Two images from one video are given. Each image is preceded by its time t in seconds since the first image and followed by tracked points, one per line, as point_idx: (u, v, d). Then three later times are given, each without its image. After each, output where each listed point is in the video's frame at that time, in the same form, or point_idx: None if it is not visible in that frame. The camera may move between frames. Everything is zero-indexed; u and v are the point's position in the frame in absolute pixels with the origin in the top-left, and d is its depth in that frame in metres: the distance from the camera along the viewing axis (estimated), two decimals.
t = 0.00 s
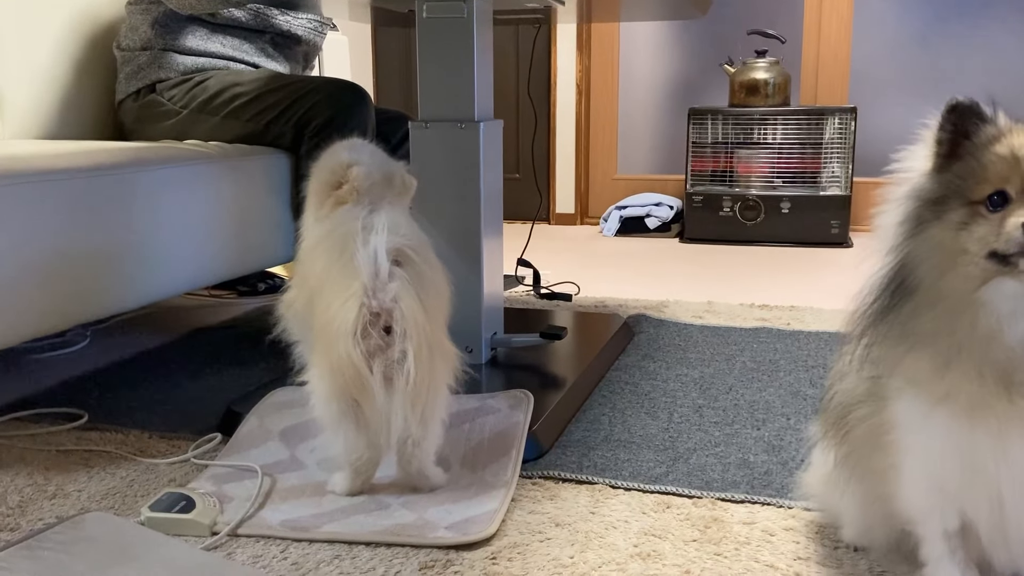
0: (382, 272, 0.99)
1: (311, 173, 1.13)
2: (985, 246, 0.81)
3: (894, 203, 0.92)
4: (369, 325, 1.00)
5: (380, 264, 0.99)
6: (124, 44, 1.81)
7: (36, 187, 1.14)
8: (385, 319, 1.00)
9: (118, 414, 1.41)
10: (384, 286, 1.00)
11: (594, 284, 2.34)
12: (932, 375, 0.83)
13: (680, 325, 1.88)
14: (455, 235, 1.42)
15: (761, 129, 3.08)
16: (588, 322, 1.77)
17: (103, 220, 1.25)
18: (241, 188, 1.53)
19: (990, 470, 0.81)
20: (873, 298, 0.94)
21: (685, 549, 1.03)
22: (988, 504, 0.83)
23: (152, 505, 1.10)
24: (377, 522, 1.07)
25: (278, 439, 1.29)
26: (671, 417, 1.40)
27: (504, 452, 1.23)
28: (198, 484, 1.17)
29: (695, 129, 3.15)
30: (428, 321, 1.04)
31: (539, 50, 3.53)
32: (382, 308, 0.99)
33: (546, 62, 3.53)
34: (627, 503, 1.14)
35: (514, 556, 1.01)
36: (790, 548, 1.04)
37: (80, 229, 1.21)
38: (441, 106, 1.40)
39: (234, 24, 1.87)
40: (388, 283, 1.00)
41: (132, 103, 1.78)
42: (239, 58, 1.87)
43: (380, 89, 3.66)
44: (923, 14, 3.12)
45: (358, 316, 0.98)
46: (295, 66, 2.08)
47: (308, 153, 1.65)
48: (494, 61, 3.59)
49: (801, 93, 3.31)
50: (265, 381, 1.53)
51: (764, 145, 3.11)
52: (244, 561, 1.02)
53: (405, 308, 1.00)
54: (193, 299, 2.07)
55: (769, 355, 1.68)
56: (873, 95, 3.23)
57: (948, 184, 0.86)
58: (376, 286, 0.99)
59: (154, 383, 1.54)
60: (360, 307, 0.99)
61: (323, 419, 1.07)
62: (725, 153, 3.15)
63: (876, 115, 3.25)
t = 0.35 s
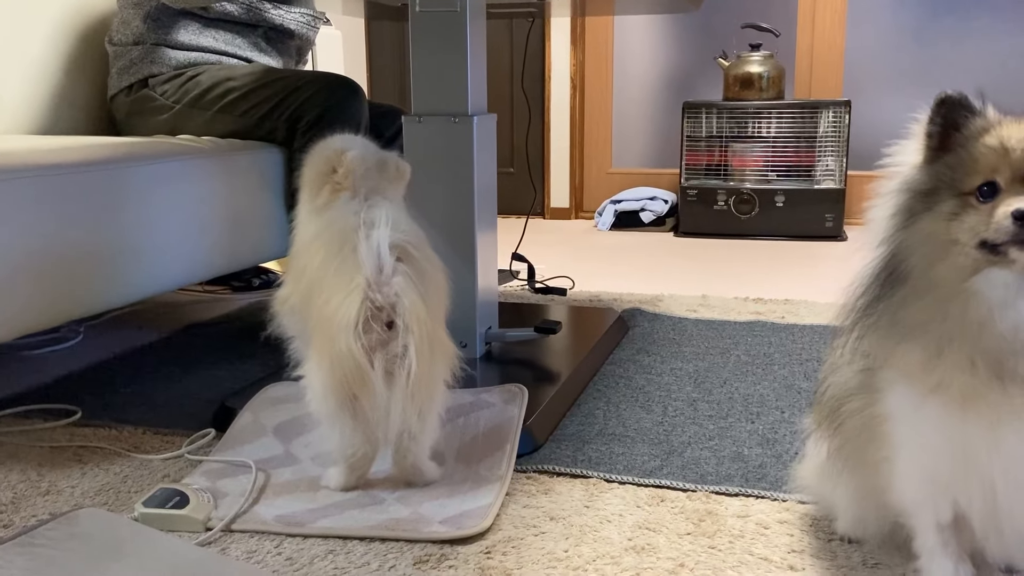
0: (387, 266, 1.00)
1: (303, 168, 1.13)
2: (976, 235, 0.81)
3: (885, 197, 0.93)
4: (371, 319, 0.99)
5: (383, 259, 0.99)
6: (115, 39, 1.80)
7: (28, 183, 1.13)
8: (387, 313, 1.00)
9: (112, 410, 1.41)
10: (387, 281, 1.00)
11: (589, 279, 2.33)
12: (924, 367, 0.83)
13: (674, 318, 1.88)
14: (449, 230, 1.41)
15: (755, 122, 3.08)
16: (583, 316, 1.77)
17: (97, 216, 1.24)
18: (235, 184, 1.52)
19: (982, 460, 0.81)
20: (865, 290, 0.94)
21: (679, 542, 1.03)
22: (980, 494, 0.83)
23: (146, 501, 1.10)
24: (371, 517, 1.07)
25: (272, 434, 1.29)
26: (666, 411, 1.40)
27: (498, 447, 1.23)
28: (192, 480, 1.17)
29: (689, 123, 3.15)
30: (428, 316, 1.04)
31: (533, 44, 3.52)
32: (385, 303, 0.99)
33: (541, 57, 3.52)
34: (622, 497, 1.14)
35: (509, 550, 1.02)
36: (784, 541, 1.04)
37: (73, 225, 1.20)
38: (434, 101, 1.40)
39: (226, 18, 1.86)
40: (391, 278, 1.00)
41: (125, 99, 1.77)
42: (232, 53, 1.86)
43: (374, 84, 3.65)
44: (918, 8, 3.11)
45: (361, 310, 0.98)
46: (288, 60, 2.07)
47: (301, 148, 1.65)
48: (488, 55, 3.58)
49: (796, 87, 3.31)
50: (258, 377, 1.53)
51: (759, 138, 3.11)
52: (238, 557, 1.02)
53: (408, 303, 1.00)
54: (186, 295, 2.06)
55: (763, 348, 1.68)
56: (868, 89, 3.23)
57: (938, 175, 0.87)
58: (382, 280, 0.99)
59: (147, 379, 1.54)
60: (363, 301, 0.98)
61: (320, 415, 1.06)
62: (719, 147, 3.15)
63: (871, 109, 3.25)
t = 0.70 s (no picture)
0: (376, 257, 1.00)
1: (288, 151, 1.11)
2: (960, 228, 0.82)
3: (871, 191, 0.93)
4: (362, 309, 0.99)
5: (372, 250, 1.00)
6: (103, 34, 1.79)
7: (14, 179, 1.12)
8: (378, 303, 1.00)
9: (100, 408, 1.40)
10: (378, 271, 1.00)
11: (579, 273, 2.34)
12: (911, 358, 0.83)
13: (664, 313, 1.89)
14: (438, 225, 1.41)
15: (744, 117, 3.09)
16: (573, 311, 1.77)
17: (84, 213, 1.24)
18: (224, 179, 1.52)
19: (968, 451, 0.81)
20: (852, 282, 0.95)
21: (668, 535, 1.04)
22: (967, 485, 0.83)
23: (135, 498, 1.09)
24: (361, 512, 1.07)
25: (262, 430, 1.29)
26: (655, 405, 1.40)
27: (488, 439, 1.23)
28: (181, 477, 1.17)
29: (679, 117, 3.15)
30: (418, 307, 1.04)
31: (523, 40, 3.51)
32: (376, 293, 0.99)
33: (530, 52, 3.51)
34: (612, 490, 1.14)
35: (498, 545, 1.02)
36: (773, 533, 1.04)
37: (61, 222, 1.20)
38: (422, 96, 1.39)
39: (213, 13, 1.85)
40: (381, 268, 1.00)
41: (112, 95, 1.76)
42: (219, 48, 1.86)
43: (364, 79, 3.64)
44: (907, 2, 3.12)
45: (352, 301, 0.98)
46: (276, 56, 2.07)
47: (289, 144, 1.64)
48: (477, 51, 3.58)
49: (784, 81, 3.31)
50: (247, 373, 1.53)
51: (748, 133, 3.11)
52: (228, 553, 1.02)
53: (398, 293, 1.00)
54: (175, 292, 2.06)
55: (752, 342, 1.68)
56: (858, 83, 3.24)
57: (923, 168, 0.87)
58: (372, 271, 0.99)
59: (136, 376, 1.53)
60: (353, 292, 0.98)
61: (310, 406, 1.06)
62: (708, 141, 3.15)
63: (861, 104, 3.25)
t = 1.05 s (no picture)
0: (355, 248, 0.99)
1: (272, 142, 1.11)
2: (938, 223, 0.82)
3: (851, 187, 0.94)
4: (343, 300, 1.00)
5: (353, 243, 0.99)
6: (85, 32, 1.78)
7: None
8: (359, 294, 1.00)
9: (85, 407, 1.40)
10: (359, 263, 1.00)
11: (565, 270, 2.34)
12: (891, 352, 0.84)
13: (650, 308, 1.89)
14: (423, 221, 1.41)
15: (730, 113, 3.10)
16: (559, 307, 1.77)
17: (69, 211, 1.23)
18: (209, 175, 1.51)
19: (948, 442, 0.81)
20: (834, 277, 0.95)
21: (654, 529, 1.04)
22: (947, 475, 0.84)
23: (120, 498, 1.09)
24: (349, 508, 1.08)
25: (248, 429, 1.29)
26: (641, 400, 1.41)
27: (477, 432, 1.24)
28: (167, 476, 1.16)
29: (664, 113, 3.16)
30: (400, 299, 1.04)
31: (507, 35, 3.50)
32: (356, 284, 0.99)
33: (515, 48, 3.50)
34: (598, 486, 1.15)
35: (485, 541, 1.02)
36: (758, 526, 1.05)
37: (45, 221, 1.19)
38: (407, 93, 1.40)
39: (197, 11, 1.85)
40: (362, 260, 1.00)
41: (95, 93, 1.75)
42: (203, 46, 1.85)
43: (349, 77, 3.63)
44: None
45: (332, 293, 0.98)
46: (261, 53, 2.07)
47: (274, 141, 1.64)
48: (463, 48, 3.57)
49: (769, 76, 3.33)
50: (233, 371, 1.52)
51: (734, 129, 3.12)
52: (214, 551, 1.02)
53: (379, 284, 1.00)
54: (160, 290, 2.05)
55: (737, 337, 1.69)
56: (843, 80, 3.27)
57: (902, 164, 0.88)
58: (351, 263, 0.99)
59: (121, 376, 1.53)
60: (335, 284, 0.98)
61: (295, 398, 1.07)
62: (694, 138, 3.16)
63: (846, 99, 3.29)
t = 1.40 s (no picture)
0: (336, 243, 1.00)
1: (254, 135, 1.11)
2: (910, 217, 0.83)
3: (825, 182, 0.95)
4: (322, 295, 0.99)
5: (332, 236, 1.00)
6: (60, 29, 1.77)
7: None
8: (338, 288, 1.00)
9: (63, 408, 1.39)
10: (338, 257, 1.00)
11: (547, 267, 2.34)
12: (866, 344, 0.84)
13: (632, 304, 1.90)
14: (403, 219, 1.41)
15: (710, 109, 3.10)
16: (542, 304, 1.77)
17: (45, 210, 1.22)
18: (187, 173, 1.51)
19: (922, 434, 0.82)
20: (808, 272, 0.96)
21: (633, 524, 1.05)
22: (922, 468, 0.84)
23: (98, 498, 1.08)
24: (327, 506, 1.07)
25: (227, 428, 1.28)
26: (622, 395, 1.41)
27: (455, 433, 1.23)
28: (146, 476, 1.16)
29: (644, 110, 3.17)
30: (378, 293, 1.04)
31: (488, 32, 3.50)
32: (336, 278, 0.99)
33: (496, 44, 3.50)
34: (579, 481, 1.15)
35: (465, 538, 1.02)
36: (737, 520, 1.05)
37: (21, 221, 1.18)
38: (385, 89, 1.40)
39: (174, 8, 1.84)
40: (341, 254, 1.00)
41: (71, 91, 1.74)
42: (181, 43, 1.84)
43: (330, 74, 3.63)
44: None
45: (311, 287, 0.98)
46: (240, 50, 2.06)
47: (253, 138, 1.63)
48: (444, 45, 3.56)
49: (750, 73, 3.35)
50: (213, 370, 1.52)
51: (714, 125, 3.13)
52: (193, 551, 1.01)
53: (358, 278, 1.00)
54: (140, 290, 2.04)
55: (717, 331, 1.70)
56: (823, 76, 3.30)
57: (875, 159, 0.89)
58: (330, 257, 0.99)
59: (100, 376, 1.52)
60: (314, 278, 0.98)
61: (275, 395, 1.06)
62: (674, 134, 3.17)
63: (826, 95, 3.31)
